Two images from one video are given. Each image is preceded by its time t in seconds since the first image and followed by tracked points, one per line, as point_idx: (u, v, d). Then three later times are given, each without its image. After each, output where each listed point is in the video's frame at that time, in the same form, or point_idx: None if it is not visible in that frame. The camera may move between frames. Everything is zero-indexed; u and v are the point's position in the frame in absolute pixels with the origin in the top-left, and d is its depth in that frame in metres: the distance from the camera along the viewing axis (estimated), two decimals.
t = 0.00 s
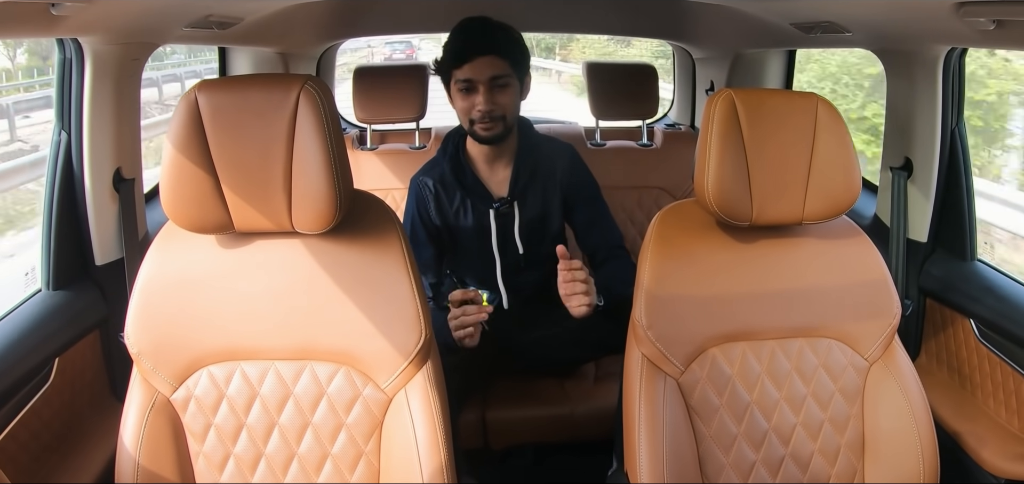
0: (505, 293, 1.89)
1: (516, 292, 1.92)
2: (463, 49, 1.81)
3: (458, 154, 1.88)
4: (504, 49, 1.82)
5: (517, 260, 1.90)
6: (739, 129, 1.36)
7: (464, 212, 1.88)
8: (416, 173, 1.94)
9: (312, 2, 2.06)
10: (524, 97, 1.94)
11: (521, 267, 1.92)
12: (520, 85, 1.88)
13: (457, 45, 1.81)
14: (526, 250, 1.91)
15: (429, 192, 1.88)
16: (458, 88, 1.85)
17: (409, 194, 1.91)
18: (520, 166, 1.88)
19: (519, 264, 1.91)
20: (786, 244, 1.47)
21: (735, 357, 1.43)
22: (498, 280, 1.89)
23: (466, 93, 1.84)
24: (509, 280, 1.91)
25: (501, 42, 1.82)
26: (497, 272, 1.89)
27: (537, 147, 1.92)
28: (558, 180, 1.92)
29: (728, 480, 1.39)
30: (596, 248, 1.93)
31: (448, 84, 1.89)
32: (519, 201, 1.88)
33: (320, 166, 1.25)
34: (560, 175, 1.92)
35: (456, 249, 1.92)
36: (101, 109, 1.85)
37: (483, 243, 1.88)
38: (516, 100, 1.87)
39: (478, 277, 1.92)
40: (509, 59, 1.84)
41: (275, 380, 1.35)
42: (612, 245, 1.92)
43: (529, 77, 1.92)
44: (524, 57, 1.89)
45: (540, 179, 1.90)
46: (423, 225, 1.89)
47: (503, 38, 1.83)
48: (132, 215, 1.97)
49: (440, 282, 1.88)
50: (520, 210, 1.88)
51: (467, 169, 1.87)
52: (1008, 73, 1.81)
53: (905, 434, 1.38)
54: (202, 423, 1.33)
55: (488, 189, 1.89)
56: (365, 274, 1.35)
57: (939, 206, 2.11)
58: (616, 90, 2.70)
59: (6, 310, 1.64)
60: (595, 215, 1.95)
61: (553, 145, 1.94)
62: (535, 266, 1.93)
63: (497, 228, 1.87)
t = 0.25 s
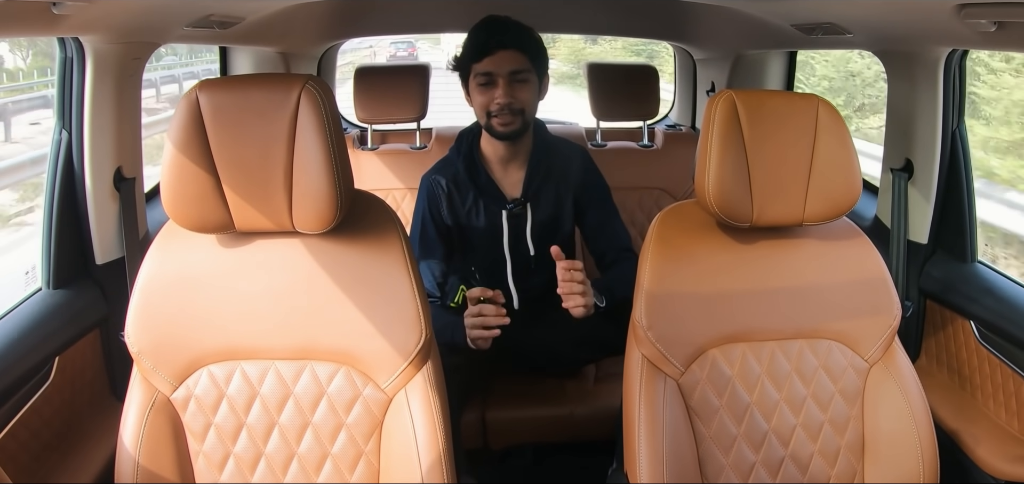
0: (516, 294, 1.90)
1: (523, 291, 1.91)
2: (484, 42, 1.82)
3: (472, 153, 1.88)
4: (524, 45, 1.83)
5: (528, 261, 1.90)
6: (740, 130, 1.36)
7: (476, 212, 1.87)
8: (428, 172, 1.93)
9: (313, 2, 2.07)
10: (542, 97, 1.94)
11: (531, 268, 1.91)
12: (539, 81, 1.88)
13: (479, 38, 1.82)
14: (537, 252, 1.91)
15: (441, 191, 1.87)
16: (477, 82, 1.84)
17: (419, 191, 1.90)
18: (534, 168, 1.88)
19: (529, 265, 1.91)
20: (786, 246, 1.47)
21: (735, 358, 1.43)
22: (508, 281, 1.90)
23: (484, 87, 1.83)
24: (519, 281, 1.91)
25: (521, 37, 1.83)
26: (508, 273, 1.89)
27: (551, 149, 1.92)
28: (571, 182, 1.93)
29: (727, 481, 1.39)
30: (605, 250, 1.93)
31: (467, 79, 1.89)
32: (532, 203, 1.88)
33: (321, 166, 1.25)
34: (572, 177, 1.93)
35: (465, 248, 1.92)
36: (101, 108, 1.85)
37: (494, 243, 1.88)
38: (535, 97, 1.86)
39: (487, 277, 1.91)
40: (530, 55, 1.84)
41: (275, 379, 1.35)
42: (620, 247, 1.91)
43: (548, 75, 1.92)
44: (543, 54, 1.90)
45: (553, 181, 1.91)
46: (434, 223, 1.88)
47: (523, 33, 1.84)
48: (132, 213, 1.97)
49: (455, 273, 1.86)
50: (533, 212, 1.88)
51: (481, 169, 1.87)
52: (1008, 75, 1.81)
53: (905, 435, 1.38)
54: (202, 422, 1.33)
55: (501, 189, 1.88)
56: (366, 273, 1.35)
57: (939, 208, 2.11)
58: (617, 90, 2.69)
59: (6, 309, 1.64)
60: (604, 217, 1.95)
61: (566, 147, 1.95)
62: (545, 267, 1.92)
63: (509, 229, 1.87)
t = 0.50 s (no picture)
0: (530, 289, 1.90)
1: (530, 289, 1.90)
2: (508, 41, 1.84)
3: (491, 148, 1.90)
4: (548, 44, 1.86)
5: (542, 257, 1.90)
6: (740, 129, 1.36)
7: (493, 208, 1.88)
8: (444, 165, 1.94)
9: (313, 4, 2.07)
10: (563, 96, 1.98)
11: (544, 264, 1.91)
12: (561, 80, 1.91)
13: (503, 37, 1.84)
14: (551, 249, 1.91)
15: (459, 185, 1.88)
16: (500, 80, 1.88)
17: (435, 184, 1.90)
18: (552, 165, 1.92)
19: (542, 261, 1.91)
20: (786, 245, 1.47)
21: (737, 357, 1.43)
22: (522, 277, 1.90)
23: (507, 86, 1.87)
24: (531, 276, 1.91)
25: (545, 36, 1.85)
26: (522, 269, 1.89)
27: (567, 147, 1.95)
28: (586, 180, 1.94)
29: (730, 480, 1.39)
30: (617, 246, 1.92)
31: (489, 76, 1.92)
32: (549, 200, 1.89)
33: (322, 167, 1.25)
34: (588, 175, 1.94)
35: (479, 244, 1.92)
36: (102, 110, 1.85)
37: (509, 239, 1.88)
38: (556, 96, 1.90)
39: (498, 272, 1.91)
40: (553, 54, 1.87)
41: (277, 381, 1.35)
42: (630, 245, 1.90)
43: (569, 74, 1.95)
44: (567, 53, 1.92)
45: (569, 179, 1.93)
46: (450, 216, 1.87)
47: (548, 33, 1.86)
48: (133, 215, 1.97)
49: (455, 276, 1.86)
50: (549, 209, 1.89)
51: (500, 165, 1.89)
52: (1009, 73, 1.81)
53: (907, 434, 1.38)
54: (204, 424, 1.33)
55: (518, 185, 1.90)
56: (367, 275, 1.35)
57: (940, 206, 2.11)
58: (618, 90, 2.70)
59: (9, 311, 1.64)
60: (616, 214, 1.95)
61: (582, 145, 1.97)
62: (557, 263, 1.93)
63: (524, 225, 1.87)
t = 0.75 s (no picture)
0: (541, 287, 1.92)
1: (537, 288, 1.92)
2: (529, 38, 1.86)
3: (506, 146, 1.89)
4: (568, 44, 1.87)
5: (554, 255, 1.91)
6: (740, 127, 1.36)
7: (508, 204, 1.87)
8: (459, 160, 1.91)
9: (312, 5, 2.07)
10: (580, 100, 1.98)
11: (555, 262, 1.92)
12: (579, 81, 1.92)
13: (525, 34, 1.86)
14: (563, 248, 1.92)
15: (475, 180, 1.86)
16: (520, 77, 1.89)
17: (450, 178, 1.88)
18: (565, 165, 1.91)
19: (553, 259, 1.92)
20: (787, 243, 1.47)
21: (738, 357, 1.43)
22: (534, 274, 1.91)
23: (526, 83, 1.88)
24: (541, 273, 1.92)
25: (565, 36, 1.87)
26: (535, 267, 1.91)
27: (582, 148, 1.95)
28: (598, 181, 1.94)
29: (731, 480, 1.39)
30: (625, 246, 1.92)
31: (508, 74, 1.93)
32: (562, 199, 1.89)
33: (321, 168, 1.25)
34: (600, 175, 1.94)
35: (492, 240, 1.91)
36: (102, 113, 1.85)
37: (523, 236, 1.88)
38: (574, 96, 1.91)
39: (507, 268, 1.92)
40: (573, 54, 1.89)
41: (278, 382, 1.35)
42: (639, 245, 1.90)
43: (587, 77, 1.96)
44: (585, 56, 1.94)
45: (582, 179, 1.92)
46: (465, 211, 1.85)
47: (568, 33, 1.88)
48: (133, 218, 1.97)
49: (461, 266, 1.85)
50: (562, 208, 1.89)
51: (515, 162, 1.88)
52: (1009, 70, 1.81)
53: (908, 432, 1.38)
54: (205, 426, 1.33)
55: (533, 183, 1.89)
56: (368, 276, 1.35)
57: (940, 204, 2.11)
58: (617, 90, 2.70)
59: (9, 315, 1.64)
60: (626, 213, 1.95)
61: (597, 146, 1.97)
62: (567, 261, 1.93)
63: (538, 223, 1.87)
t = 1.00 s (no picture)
0: (538, 284, 1.93)
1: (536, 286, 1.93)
2: (529, 38, 1.84)
3: (504, 146, 1.89)
4: (568, 43, 1.85)
5: (552, 254, 1.91)
6: (738, 127, 1.36)
7: (505, 204, 1.87)
8: (457, 161, 1.91)
9: (309, 5, 2.06)
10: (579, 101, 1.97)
11: (552, 260, 1.92)
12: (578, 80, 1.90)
13: (525, 33, 1.83)
14: (560, 247, 1.92)
15: (472, 181, 1.86)
16: (519, 77, 1.86)
17: (447, 180, 1.88)
18: (563, 164, 1.91)
19: (550, 257, 1.92)
20: (784, 243, 1.47)
21: (735, 356, 1.43)
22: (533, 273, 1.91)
23: (526, 82, 1.85)
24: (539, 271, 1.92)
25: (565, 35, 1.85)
26: (533, 265, 1.91)
27: (579, 146, 1.94)
28: (596, 180, 1.94)
29: (729, 479, 1.39)
30: (620, 247, 1.91)
31: (508, 73, 1.90)
32: (560, 198, 1.89)
33: (319, 168, 1.25)
34: (597, 175, 1.94)
35: (489, 240, 1.92)
36: (99, 113, 1.85)
37: (520, 236, 1.88)
38: (573, 96, 1.89)
39: (507, 266, 1.93)
40: (574, 54, 1.87)
41: (275, 382, 1.35)
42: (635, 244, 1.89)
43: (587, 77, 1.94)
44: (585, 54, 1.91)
45: (579, 178, 1.92)
46: (462, 212, 1.85)
47: (568, 32, 1.86)
48: (131, 218, 1.97)
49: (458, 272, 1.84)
50: (559, 207, 1.89)
51: (512, 162, 1.88)
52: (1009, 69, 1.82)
53: (906, 432, 1.39)
54: (202, 426, 1.33)
55: (530, 182, 1.89)
56: (365, 275, 1.35)
57: (938, 203, 2.11)
58: (615, 90, 2.70)
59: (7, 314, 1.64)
60: (623, 214, 1.95)
61: (594, 146, 1.96)
62: (564, 260, 1.93)
63: (535, 223, 1.87)
